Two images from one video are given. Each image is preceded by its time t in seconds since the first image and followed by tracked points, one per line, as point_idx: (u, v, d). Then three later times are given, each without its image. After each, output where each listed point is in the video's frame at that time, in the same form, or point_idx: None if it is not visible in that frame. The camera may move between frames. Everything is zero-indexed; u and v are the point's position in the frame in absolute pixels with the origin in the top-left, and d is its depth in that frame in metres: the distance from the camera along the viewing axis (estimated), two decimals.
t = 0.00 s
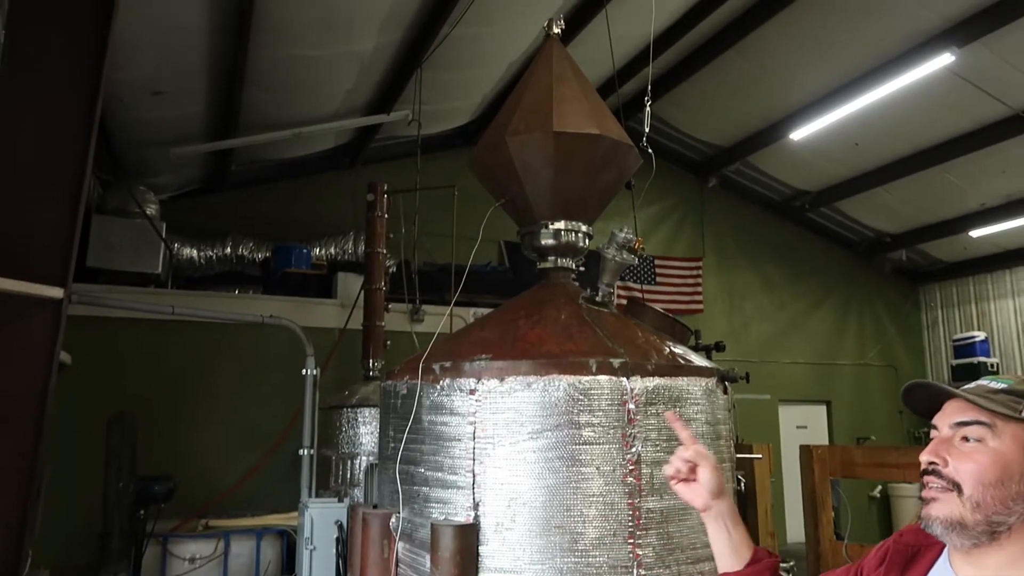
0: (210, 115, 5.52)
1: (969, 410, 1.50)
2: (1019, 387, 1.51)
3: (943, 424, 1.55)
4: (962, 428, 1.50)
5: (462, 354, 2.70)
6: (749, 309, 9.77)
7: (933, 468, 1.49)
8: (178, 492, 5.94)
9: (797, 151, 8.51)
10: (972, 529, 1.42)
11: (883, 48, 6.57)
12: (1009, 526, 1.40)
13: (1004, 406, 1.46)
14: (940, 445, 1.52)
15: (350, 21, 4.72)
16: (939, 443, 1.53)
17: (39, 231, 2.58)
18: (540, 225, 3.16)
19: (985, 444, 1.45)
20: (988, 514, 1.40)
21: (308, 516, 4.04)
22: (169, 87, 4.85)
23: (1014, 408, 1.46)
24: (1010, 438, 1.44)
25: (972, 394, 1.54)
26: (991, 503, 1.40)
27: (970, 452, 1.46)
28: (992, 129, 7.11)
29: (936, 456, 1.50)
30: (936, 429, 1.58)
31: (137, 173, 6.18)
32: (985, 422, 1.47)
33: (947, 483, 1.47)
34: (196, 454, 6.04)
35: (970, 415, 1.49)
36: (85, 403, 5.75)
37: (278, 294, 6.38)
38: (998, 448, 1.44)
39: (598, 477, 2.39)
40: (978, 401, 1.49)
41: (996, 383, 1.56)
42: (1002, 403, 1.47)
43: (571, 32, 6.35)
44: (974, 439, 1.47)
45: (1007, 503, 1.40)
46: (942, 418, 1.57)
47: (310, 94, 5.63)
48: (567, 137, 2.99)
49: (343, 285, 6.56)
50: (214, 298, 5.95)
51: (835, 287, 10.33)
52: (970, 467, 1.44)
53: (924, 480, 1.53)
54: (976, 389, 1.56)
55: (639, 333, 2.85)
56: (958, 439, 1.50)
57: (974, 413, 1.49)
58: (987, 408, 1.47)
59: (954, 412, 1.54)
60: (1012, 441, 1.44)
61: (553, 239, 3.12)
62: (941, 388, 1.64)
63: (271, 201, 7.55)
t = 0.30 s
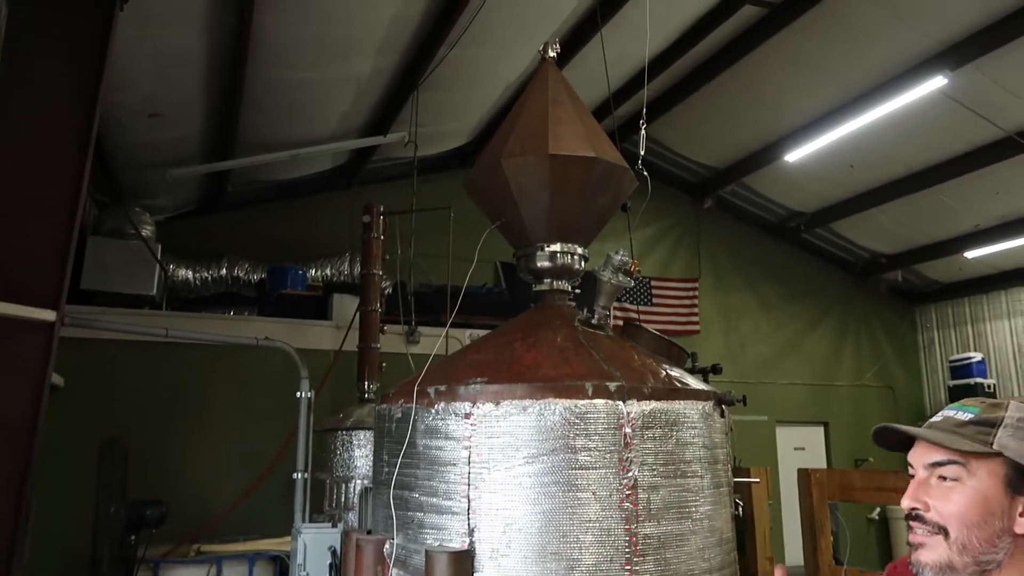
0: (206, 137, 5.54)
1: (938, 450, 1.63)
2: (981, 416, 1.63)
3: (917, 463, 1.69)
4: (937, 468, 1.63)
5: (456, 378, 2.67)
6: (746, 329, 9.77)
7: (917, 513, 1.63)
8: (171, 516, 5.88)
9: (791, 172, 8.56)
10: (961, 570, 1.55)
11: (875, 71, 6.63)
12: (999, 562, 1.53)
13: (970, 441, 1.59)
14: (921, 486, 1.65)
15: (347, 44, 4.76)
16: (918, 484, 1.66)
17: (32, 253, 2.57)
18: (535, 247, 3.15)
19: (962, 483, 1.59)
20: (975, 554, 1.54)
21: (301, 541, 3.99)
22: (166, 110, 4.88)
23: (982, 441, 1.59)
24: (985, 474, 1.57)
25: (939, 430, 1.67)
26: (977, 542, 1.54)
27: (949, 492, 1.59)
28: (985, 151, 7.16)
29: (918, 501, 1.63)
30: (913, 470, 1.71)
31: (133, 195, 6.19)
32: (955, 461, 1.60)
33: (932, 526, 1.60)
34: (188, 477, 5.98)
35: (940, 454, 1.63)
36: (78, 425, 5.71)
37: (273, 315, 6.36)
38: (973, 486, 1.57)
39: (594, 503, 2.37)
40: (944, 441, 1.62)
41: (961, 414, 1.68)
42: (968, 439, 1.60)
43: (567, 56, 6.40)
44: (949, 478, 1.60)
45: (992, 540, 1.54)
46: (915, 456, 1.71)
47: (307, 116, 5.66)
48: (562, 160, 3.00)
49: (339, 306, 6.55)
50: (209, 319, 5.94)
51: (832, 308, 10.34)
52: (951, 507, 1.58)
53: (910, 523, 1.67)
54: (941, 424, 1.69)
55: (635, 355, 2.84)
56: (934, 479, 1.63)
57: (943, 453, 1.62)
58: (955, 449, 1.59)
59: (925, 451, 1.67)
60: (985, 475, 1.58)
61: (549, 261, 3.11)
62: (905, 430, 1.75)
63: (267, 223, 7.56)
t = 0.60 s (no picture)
0: (208, 149, 5.55)
1: (924, 483, 1.63)
2: (964, 441, 1.62)
3: (904, 493, 1.69)
4: (926, 499, 1.63)
5: (458, 391, 2.66)
6: (749, 340, 9.74)
7: (913, 547, 1.64)
8: (170, 529, 5.85)
9: (793, 184, 8.56)
10: None
11: (876, 83, 6.64)
12: None
13: (957, 473, 1.59)
14: (913, 517, 1.66)
15: (349, 57, 4.77)
16: (908, 515, 1.67)
17: (33, 264, 2.57)
18: (537, 260, 3.14)
19: (953, 513, 1.60)
20: None
21: (301, 554, 3.96)
22: (169, 122, 4.89)
23: (968, 469, 1.59)
24: (973, 502, 1.59)
25: (923, 459, 1.66)
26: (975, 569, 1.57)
27: (942, 523, 1.61)
28: (988, 162, 7.15)
29: (913, 534, 1.65)
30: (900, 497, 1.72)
31: (136, 206, 6.21)
32: (944, 493, 1.61)
33: (930, 558, 1.62)
34: (188, 489, 5.95)
35: (927, 486, 1.63)
36: (78, 437, 5.70)
37: (274, 327, 6.36)
38: (965, 516, 1.58)
39: (597, 517, 2.35)
40: (931, 476, 1.61)
41: (941, 438, 1.67)
42: (954, 469, 1.60)
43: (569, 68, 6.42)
44: (939, 509, 1.61)
45: (987, 565, 1.56)
46: (901, 485, 1.70)
47: (309, 128, 5.67)
48: (564, 172, 3.00)
49: (340, 318, 6.54)
50: (211, 331, 5.94)
51: (834, 319, 10.32)
52: (946, 537, 1.60)
53: (907, 553, 1.69)
54: (924, 453, 1.67)
55: (638, 368, 2.82)
56: (925, 510, 1.64)
57: (931, 486, 1.62)
58: (943, 483, 1.59)
59: (911, 481, 1.67)
60: (974, 502, 1.59)
61: (550, 273, 3.11)
62: (887, 464, 1.72)
63: (269, 234, 7.57)
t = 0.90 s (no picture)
0: (212, 151, 5.57)
1: (902, 483, 1.63)
2: (943, 442, 1.63)
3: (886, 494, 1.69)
4: (907, 499, 1.63)
5: (462, 393, 2.65)
6: (752, 342, 9.72)
7: (897, 547, 1.64)
8: (174, 530, 5.86)
9: (797, 185, 8.54)
10: None
11: (879, 85, 6.63)
12: None
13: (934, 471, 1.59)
14: (895, 517, 1.66)
15: (351, 59, 4.79)
16: (891, 515, 1.67)
17: (37, 266, 2.58)
18: (541, 262, 3.14)
19: (932, 511, 1.59)
20: None
21: (304, 556, 3.96)
22: (172, 124, 4.91)
23: (947, 468, 1.58)
24: (952, 501, 1.57)
25: (903, 461, 1.67)
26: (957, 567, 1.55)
27: (923, 522, 1.60)
28: (992, 164, 7.13)
29: (895, 534, 1.64)
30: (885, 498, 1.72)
31: (140, 208, 6.22)
32: (922, 491, 1.61)
33: (915, 558, 1.61)
34: (192, 491, 5.96)
35: (905, 485, 1.63)
36: (82, 439, 5.71)
37: (278, 330, 6.35)
38: (944, 515, 1.58)
39: (599, 519, 2.35)
40: (908, 475, 1.61)
41: (921, 439, 1.68)
42: (933, 468, 1.60)
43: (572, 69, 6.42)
44: (919, 508, 1.61)
45: (969, 563, 1.55)
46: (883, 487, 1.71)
47: (312, 131, 5.68)
48: (568, 174, 3.00)
49: (344, 320, 6.56)
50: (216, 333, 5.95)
51: (838, 320, 10.29)
52: (926, 536, 1.59)
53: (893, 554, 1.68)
54: (904, 454, 1.68)
55: (641, 370, 2.82)
56: (905, 510, 1.64)
57: (909, 485, 1.62)
58: (920, 482, 1.59)
59: (892, 482, 1.67)
60: (955, 501, 1.58)
61: (554, 275, 3.10)
62: (867, 465, 1.73)
63: (272, 236, 7.58)
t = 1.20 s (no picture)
0: (211, 148, 5.57)
1: (890, 469, 1.61)
2: (931, 432, 1.61)
3: (871, 483, 1.67)
4: (892, 486, 1.62)
5: (461, 389, 2.66)
6: (752, 339, 9.72)
7: (880, 534, 1.61)
8: (174, 527, 5.86)
9: (797, 182, 8.54)
10: None
11: (880, 81, 6.62)
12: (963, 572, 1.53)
13: (923, 458, 1.58)
14: (880, 505, 1.63)
15: (351, 56, 4.78)
16: (875, 503, 1.64)
17: (37, 263, 2.58)
18: (540, 258, 3.14)
19: (918, 498, 1.57)
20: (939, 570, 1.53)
21: (305, 552, 3.96)
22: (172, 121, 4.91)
23: (934, 457, 1.57)
24: (938, 489, 1.56)
25: (891, 448, 1.65)
26: (939, 556, 1.53)
27: (906, 510, 1.58)
28: (993, 160, 7.12)
29: (878, 521, 1.62)
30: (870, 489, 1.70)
31: (139, 205, 6.22)
32: (909, 479, 1.59)
33: (897, 545, 1.58)
34: (192, 487, 5.97)
35: (892, 471, 1.61)
36: (83, 435, 5.72)
37: (278, 327, 6.36)
38: (929, 503, 1.56)
39: (599, 515, 2.35)
40: (895, 461, 1.60)
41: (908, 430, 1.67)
42: (920, 457, 1.58)
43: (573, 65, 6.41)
44: (903, 495, 1.59)
45: (951, 553, 1.53)
46: (869, 475, 1.69)
47: (312, 127, 5.68)
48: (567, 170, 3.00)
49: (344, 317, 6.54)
50: (216, 330, 5.95)
51: (838, 317, 10.29)
52: (910, 524, 1.57)
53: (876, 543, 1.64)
54: (892, 442, 1.66)
55: (640, 366, 2.81)
56: (891, 498, 1.61)
57: (896, 472, 1.61)
58: (907, 468, 1.58)
59: (878, 470, 1.66)
60: (939, 490, 1.57)
61: (553, 271, 3.11)
62: (857, 453, 1.71)
63: (272, 233, 7.58)
